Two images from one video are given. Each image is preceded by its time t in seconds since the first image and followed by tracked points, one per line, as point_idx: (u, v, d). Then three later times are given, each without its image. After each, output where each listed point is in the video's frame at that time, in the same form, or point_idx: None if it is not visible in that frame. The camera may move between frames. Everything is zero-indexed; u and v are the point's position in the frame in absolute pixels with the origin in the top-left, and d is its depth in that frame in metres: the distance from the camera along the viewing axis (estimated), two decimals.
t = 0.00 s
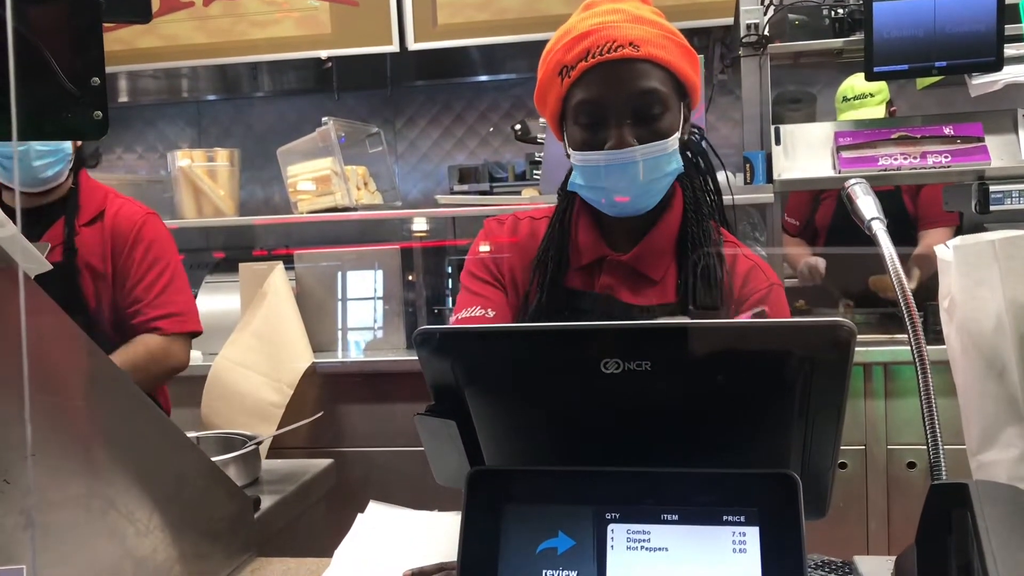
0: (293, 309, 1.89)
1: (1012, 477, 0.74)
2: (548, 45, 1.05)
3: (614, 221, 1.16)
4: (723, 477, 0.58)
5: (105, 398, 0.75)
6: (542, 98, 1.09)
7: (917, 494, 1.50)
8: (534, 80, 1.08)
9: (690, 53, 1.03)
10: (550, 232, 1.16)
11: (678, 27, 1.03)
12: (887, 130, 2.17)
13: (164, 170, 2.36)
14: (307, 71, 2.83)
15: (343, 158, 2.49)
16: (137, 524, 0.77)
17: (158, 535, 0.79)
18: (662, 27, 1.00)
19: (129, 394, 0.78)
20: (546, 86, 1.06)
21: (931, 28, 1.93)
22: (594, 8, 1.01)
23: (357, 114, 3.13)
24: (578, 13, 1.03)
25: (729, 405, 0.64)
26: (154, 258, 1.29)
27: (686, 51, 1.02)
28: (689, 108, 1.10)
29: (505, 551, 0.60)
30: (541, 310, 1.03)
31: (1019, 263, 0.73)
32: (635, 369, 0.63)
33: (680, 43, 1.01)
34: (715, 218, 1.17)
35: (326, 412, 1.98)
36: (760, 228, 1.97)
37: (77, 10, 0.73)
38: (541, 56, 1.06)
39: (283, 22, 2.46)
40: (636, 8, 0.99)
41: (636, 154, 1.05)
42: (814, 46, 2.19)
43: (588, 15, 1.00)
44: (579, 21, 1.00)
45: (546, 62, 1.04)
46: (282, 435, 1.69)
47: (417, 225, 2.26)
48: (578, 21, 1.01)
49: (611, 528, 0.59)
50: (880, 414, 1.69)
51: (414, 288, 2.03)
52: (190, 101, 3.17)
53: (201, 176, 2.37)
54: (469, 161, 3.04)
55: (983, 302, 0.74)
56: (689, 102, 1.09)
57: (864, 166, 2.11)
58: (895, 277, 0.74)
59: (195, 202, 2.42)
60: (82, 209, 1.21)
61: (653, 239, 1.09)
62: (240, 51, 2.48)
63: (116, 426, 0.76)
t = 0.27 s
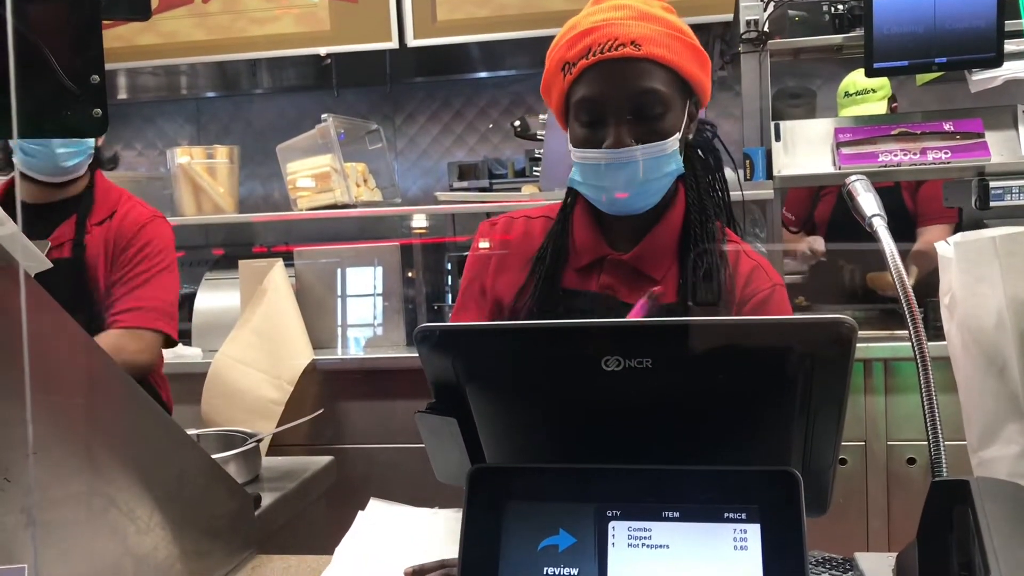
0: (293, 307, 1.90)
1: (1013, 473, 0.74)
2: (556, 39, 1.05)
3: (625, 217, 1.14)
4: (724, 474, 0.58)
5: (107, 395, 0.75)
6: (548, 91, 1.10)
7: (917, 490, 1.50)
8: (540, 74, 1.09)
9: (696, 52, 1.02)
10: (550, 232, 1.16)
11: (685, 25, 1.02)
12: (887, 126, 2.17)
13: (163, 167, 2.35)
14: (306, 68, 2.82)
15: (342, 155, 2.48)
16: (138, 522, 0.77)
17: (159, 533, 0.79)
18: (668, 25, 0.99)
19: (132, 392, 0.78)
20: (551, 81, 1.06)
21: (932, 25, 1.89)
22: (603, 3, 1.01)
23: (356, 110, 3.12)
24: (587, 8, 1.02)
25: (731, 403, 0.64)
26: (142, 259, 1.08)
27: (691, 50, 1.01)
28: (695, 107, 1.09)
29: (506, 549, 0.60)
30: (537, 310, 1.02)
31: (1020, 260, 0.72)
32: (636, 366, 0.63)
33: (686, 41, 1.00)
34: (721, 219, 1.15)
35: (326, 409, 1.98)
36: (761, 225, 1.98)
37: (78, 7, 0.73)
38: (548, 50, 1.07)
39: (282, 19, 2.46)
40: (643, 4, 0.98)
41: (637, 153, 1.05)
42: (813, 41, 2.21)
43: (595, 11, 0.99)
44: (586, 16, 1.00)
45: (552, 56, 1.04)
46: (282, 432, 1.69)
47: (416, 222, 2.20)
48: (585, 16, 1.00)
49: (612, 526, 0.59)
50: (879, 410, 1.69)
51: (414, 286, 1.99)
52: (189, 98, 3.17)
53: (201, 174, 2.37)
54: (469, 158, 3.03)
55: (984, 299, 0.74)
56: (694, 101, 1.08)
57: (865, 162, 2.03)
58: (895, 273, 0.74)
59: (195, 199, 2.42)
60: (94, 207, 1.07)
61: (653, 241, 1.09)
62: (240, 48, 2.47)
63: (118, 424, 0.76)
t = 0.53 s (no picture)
0: (293, 302, 1.89)
1: (1013, 468, 0.74)
2: (548, 34, 1.03)
3: (614, 215, 1.14)
4: (724, 470, 0.58)
5: (105, 392, 0.74)
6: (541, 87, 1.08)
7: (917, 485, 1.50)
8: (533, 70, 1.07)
9: (688, 50, 1.00)
10: (543, 229, 1.15)
11: (679, 22, 0.99)
12: (887, 121, 2.17)
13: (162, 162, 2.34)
14: (305, 63, 2.81)
15: (341, 151, 2.48)
16: (136, 518, 0.77)
17: (158, 529, 0.79)
18: (661, 24, 0.96)
19: (129, 387, 0.78)
20: (542, 77, 1.05)
21: (932, 20, 1.93)
22: None
23: (355, 106, 3.12)
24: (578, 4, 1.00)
25: (731, 398, 0.63)
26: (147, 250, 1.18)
27: (684, 50, 0.99)
28: (688, 103, 1.08)
29: (506, 545, 0.60)
30: (532, 309, 1.02)
31: (1021, 254, 0.72)
32: (637, 361, 0.62)
33: (679, 41, 0.98)
34: (712, 212, 1.15)
35: (326, 406, 1.98)
36: (761, 221, 1.98)
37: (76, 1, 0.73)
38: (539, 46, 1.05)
39: (280, 14, 2.45)
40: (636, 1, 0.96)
41: (637, 153, 1.05)
42: (813, 36, 2.19)
43: (586, 8, 0.97)
44: (577, 13, 0.98)
45: (543, 52, 1.03)
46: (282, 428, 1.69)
47: (416, 218, 2.25)
48: (576, 12, 0.98)
49: (612, 522, 0.59)
50: (879, 405, 1.69)
51: (413, 281, 2.04)
52: (187, 94, 3.16)
53: (199, 170, 2.36)
54: (468, 154, 3.03)
55: (984, 293, 0.74)
56: (688, 97, 1.07)
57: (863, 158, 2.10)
58: (896, 266, 0.73)
59: (193, 195, 2.41)
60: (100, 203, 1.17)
61: (643, 234, 1.09)
62: (238, 43, 2.46)
63: (116, 420, 0.76)
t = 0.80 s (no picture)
0: (293, 297, 1.89)
1: (1016, 463, 0.73)
2: (544, 30, 1.03)
3: (607, 211, 1.14)
4: (726, 464, 0.58)
5: (105, 388, 0.74)
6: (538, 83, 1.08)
7: (918, 480, 1.50)
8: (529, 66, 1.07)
9: (683, 46, 0.98)
10: (542, 224, 1.15)
11: (674, 18, 0.98)
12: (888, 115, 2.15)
13: (161, 158, 2.33)
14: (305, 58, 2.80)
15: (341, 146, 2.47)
16: (136, 514, 0.77)
17: (159, 525, 0.79)
18: (655, 20, 0.95)
19: (129, 381, 0.78)
20: (538, 74, 1.05)
21: (934, 14, 1.91)
22: None
23: (355, 102, 3.11)
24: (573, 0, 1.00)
25: (733, 393, 0.63)
26: (164, 242, 1.20)
27: (679, 46, 0.98)
28: (684, 97, 1.07)
29: (508, 540, 0.60)
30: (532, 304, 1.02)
31: None
32: (638, 356, 0.62)
33: (674, 37, 0.97)
34: (711, 207, 1.14)
35: (326, 401, 1.98)
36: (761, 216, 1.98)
37: None
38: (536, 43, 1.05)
39: (280, 9, 2.44)
40: None
41: (637, 151, 1.04)
42: (816, 30, 2.18)
43: (580, 5, 0.97)
44: (571, 9, 0.98)
45: (539, 49, 1.03)
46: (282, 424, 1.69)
47: (416, 214, 2.25)
48: (571, 8, 0.98)
49: (613, 517, 0.58)
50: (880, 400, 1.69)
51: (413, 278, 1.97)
52: (187, 90, 3.15)
53: (199, 165, 2.36)
54: (468, 149, 3.02)
55: (987, 287, 0.74)
56: (684, 92, 1.06)
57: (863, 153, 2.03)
58: (898, 260, 0.72)
59: (193, 191, 2.41)
60: (119, 195, 1.22)
61: (642, 227, 1.08)
62: (237, 39, 2.46)
63: (115, 416, 0.75)
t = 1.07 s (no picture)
0: (294, 293, 1.89)
1: (1019, 459, 0.73)
2: (540, 26, 1.02)
3: (605, 207, 1.13)
4: (727, 461, 0.58)
5: (104, 384, 0.74)
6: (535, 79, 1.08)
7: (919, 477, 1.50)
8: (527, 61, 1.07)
9: (680, 42, 0.98)
10: (541, 220, 1.14)
11: (672, 13, 0.97)
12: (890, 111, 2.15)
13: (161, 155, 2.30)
14: (305, 54, 2.79)
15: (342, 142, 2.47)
16: (136, 510, 0.77)
17: (159, 521, 0.79)
18: (652, 15, 0.94)
19: (128, 376, 0.77)
20: (535, 71, 1.04)
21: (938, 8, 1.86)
22: None
23: (355, 97, 3.10)
24: None
25: (734, 389, 0.63)
26: (176, 249, 1.26)
27: (676, 42, 0.97)
28: (682, 93, 1.06)
29: (508, 536, 0.60)
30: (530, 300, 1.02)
31: None
32: (639, 352, 0.62)
33: (670, 33, 0.96)
34: (710, 202, 1.13)
35: (327, 397, 1.98)
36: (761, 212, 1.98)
37: None
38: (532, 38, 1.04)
39: (280, 5, 2.43)
40: None
41: (637, 146, 1.04)
42: (819, 27, 2.16)
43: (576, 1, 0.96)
44: (567, 5, 0.97)
45: (536, 46, 1.02)
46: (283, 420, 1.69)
47: (417, 211, 2.20)
48: (567, 4, 0.97)
49: (614, 514, 0.58)
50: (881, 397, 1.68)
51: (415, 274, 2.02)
52: (187, 85, 3.15)
53: (200, 161, 2.36)
54: (469, 145, 3.01)
55: (990, 283, 0.73)
56: (682, 87, 1.05)
57: (866, 147, 2.02)
58: (901, 257, 0.73)
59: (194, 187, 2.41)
60: (133, 193, 1.25)
61: (641, 222, 1.08)
62: (237, 34, 2.45)
63: (114, 412, 0.75)
